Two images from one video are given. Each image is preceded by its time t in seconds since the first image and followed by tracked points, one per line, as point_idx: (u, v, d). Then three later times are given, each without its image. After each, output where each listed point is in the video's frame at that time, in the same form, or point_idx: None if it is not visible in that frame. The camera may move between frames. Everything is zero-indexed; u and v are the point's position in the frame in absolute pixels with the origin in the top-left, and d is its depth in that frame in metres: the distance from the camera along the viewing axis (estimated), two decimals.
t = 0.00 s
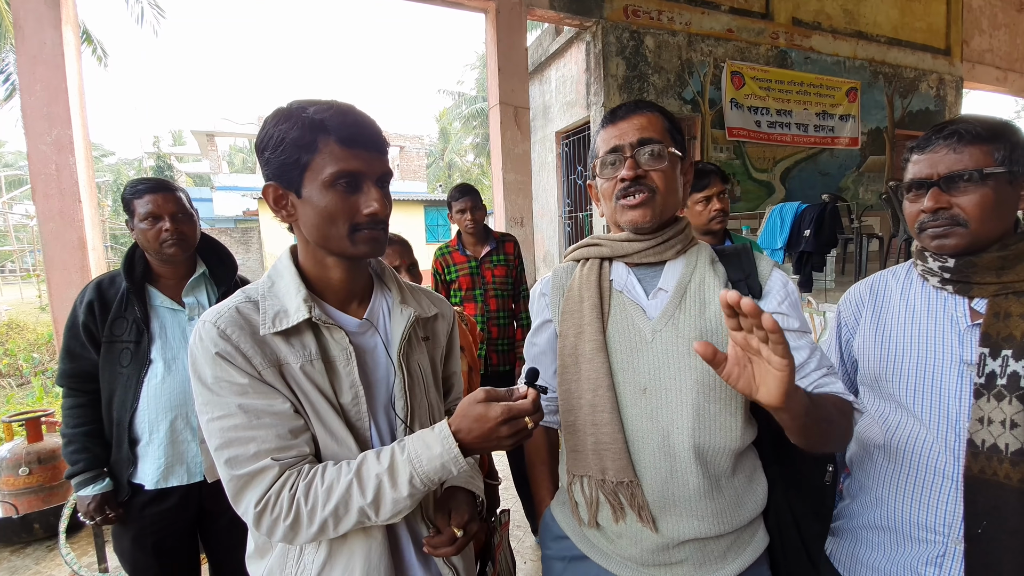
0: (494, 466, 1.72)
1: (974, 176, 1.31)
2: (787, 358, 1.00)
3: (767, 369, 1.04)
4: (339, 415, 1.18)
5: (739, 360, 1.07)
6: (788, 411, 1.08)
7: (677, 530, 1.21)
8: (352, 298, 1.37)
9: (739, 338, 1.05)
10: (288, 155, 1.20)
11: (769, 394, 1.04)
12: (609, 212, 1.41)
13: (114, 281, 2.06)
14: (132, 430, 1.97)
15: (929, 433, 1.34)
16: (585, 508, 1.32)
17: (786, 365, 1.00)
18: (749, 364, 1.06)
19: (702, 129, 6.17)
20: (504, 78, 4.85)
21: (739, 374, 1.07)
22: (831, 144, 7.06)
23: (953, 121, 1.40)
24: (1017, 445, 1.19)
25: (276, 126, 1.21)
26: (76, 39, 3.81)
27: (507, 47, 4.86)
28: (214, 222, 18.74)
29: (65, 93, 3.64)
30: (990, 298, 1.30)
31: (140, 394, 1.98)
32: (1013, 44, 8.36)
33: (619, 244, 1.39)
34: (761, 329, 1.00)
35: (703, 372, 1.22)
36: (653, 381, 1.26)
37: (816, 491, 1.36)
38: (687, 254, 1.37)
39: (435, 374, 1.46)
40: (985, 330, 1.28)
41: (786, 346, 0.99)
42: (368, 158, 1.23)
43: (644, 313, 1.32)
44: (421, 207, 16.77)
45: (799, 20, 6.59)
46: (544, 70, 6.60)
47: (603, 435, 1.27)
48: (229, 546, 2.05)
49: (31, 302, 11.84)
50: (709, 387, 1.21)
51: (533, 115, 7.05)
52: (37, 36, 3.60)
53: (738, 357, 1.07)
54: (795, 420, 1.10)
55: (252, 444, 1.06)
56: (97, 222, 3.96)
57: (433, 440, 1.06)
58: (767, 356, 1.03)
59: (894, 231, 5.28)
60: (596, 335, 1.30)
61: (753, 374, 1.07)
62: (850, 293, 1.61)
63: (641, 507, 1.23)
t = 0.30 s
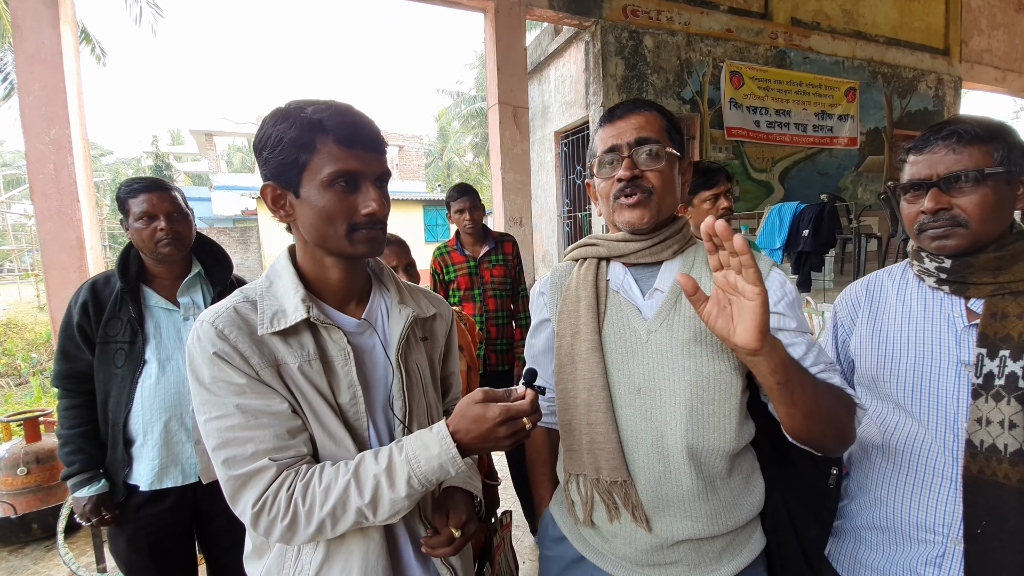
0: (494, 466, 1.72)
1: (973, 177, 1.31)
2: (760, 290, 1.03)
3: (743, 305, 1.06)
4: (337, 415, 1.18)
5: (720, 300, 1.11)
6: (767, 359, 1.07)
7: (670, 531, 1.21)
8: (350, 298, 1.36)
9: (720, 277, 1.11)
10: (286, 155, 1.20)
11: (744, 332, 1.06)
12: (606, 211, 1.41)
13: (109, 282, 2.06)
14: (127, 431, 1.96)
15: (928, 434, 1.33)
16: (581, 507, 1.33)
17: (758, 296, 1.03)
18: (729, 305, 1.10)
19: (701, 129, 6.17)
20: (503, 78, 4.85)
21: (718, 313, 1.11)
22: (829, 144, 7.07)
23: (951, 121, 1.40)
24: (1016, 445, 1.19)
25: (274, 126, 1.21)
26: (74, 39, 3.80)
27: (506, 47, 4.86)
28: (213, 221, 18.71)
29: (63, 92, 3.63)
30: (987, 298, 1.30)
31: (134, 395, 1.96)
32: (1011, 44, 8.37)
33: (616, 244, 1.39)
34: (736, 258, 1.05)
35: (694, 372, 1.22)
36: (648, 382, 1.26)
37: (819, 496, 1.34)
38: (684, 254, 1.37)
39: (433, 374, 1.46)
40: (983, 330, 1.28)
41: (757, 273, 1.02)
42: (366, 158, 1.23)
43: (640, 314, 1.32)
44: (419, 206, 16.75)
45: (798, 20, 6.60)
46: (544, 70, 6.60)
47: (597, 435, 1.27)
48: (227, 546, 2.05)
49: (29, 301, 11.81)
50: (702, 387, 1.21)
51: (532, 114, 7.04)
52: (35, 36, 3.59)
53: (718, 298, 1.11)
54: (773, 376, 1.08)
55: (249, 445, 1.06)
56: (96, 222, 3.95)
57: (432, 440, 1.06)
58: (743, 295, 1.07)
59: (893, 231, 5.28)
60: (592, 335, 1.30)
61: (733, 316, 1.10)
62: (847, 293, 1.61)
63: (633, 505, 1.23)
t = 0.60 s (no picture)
0: (492, 466, 1.72)
1: (971, 176, 1.31)
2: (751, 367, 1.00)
3: (735, 378, 1.03)
4: (334, 414, 1.17)
5: (708, 368, 1.07)
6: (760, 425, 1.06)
7: (672, 532, 1.21)
8: (347, 297, 1.36)
9: (706, 348, 1.05)
10: (283, 154, 1.19)
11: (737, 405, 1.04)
12: (607, 210, 1.40)
13: (96, 283, 2.05)
14: (118, 433, 1.96)
15: (924, 433, 1.33)
16: (581, 509, 1.33)
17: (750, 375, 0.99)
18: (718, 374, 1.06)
19: (700, 129, 6.17)
20: (501, 77, 4.84)
21: (708, 383, 1.07)
22: (828, 144, 7.08)
23: (948, 120, 1.39)
24: (1012, 444, 1.19)
25: (271, 125, 1.20)
26: (71, 38, 3.78)
27: (505, 46, 4.85)
28: (211, 220, 18.68)
29: (60, 92, 3.62)
30: (983, 298, 1.30)
31: (124, 397, 1.96)
32: (1010, 44, 8.38)
33: (617, 244, 1.38)
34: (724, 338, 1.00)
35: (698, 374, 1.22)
36: (648, 382, 1.26)
37: (819, 497, 1.34)
38: (685, 254, 1.37)
39: (431, 373, 1.46)
40: (979, 329, 1.28)
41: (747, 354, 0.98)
42: (363, 157, 1.22)
43: (640, 314, 1.32)
44: (418, 205, 16.73)
45: (797, 20, 6.60)
46: (542, 69, 6.59)
47: (598, 436, 1.27)
48: (223, 547, 2.04)
49: (27, 301, 11.78)
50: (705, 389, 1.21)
51: (530, 114, 7.04)
52: (32, 35, 3.58)
53: (707, 366, 1.07)
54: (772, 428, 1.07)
55: (246, 444, 1.05)
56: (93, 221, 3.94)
57: (429, 440, 1.06)
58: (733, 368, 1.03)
59: (892, 231, 5.28)
60: (593, 336, 1.29)
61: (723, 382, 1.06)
62: (843, 293, 1.61)
63: (634, 507, 1.23)
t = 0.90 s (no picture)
0: (492, 465, 1.71)
1: (979, 171, 1.30)
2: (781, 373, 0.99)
3: (761, 386, 1.02)
4: (333, 414, 1.16)
5: (733, 375, 1.04)
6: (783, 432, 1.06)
7: (679, 534, 1.20)
8: (346, 297, 1.35)
9: (732, 355, 1.03)
10: (282, 151, 1.18)
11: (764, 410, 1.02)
12: (613, 207, 1.39)
13: (79, 284, 2.01)
14: (102, 438, 1.92)
15: (921, 432, 1.33)
16: (585, 512, 1.32)
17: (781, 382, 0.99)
18: (743, 381, 1.05)
19: (699, 128, 6.17)
20: (500, 76, 4.83)
21: (732, 391, 1.05)
22: (827, 143, 7.08)
23: (951, 118, 1.39)
24: (1010, 443, 1.18)
25: (270, 122, 1.19)
26: (69, 36, 3.76)
27: (504, 45, 4.84)
28: (209, 219, 18.64)
29: (58, 90, 3.60)
30: (981, 296, 1.30)
31: (109, 401, 1.92)
32: (1008, 43, 8.39)
33: (622, 242, 1.37)
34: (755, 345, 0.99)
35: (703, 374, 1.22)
36: (653, 383, 1.25)
37: (818, 493, 1.35)
38: (690, 253, 1.37)
39: (431, 372, 1.45)
40: (976, 328, 1.28)
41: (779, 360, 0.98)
42: (363, 154, 1.22)
43: (646, 315, 1.31)
44: (417, 205, 16.70)
45: (796, 19, 6.60)
46: (541, 68, 6.58)
47: (603, 438, 1.25)
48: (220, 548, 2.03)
49: (25, 300, 11.75)
50: (709, 390, 1.21)
51: (529, 113, 7.03)
52: (30, 32, 3.56)
53: (731, 373, 1.04)
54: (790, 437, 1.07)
55: (244, 444, 1.04)
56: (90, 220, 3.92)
57: (428, 440, 1.05)
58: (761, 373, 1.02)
59: (891, 230, 5.29)
60: (596, 336, 1.29)
61: (747, 389, 1.05)
62: (843, 292, 1.60)
63: (641, 510, 1.22)
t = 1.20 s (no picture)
0: (491, 465, 1.71)
1: (981, 170, 1.30)
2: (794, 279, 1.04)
3: (774, 294, 1.07)
4: (332, 415, 1.16)
5: (747, 287, 1.10)
6: (796, 351, 1.08)
7: (683, 536, 1.20)
8: (345, 296, 1.34)
9: (746, 266, 1.10)
10: (281, 149, 1.18)
11: (776, 321, 1.06)
12: (613, 206, 1.38)
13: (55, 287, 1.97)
14: (75, 444, 1.88)
15: (919, 432, 1.33)
16: (587, 515, 1.31)
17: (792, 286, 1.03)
18: (758, 294, 1.10)
19: (698, 128, 6.17)
20: (499, 75, 4.82)
21: (746, 303, 1.10)
22: (825, 143, 7.09)
23: (952, 117, 1.39)
24: (1008, 442, 1.19)
25: (268, 120, 1.19)
26: (66, 34, 3.75)
27: (503, 44, 4.83)
28: (207, 219, 18.58)
29: (55, 89, 3.59)
30: (979, 296, 1.30)
31: (81, 406, 1.87)
32: (1006, 44, 8.40)
33: (620, 242, 1.37)
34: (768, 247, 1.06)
35: (705, 373, 1.22)
36: (655, 384, 1.25)
37: (819, 494, 1.36)
38: (688, 253, 1.37)
39: (430, 372, 1.44)
40: (975, 328, 1.28)
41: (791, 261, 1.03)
42: (362, 152, 1.21)
43: (646, 315, 1.31)
44: (415, 204, 16.66)
45: (795, 19, 6.60)
46: (540, 67, 6.57)
47: (605, 440, 1.24)
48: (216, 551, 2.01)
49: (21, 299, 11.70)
50: (711, 390, 1.21)
51: (528, 112, 7.03)
52: (26, 31, 3.54)
53: (745, 288, 1.11)
54: (800, 368, 1.10)
55: (243, 445, 1.04)
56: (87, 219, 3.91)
57: (428, 440, 1.05)
58: (774, 284, 1.07)
59: (889, 230, 5.29)
60: (597, 337, 1.28)
61: (761, 305, 1.10)
62: (840, 291, 1.59)
63: (645, 513, 1.21)
